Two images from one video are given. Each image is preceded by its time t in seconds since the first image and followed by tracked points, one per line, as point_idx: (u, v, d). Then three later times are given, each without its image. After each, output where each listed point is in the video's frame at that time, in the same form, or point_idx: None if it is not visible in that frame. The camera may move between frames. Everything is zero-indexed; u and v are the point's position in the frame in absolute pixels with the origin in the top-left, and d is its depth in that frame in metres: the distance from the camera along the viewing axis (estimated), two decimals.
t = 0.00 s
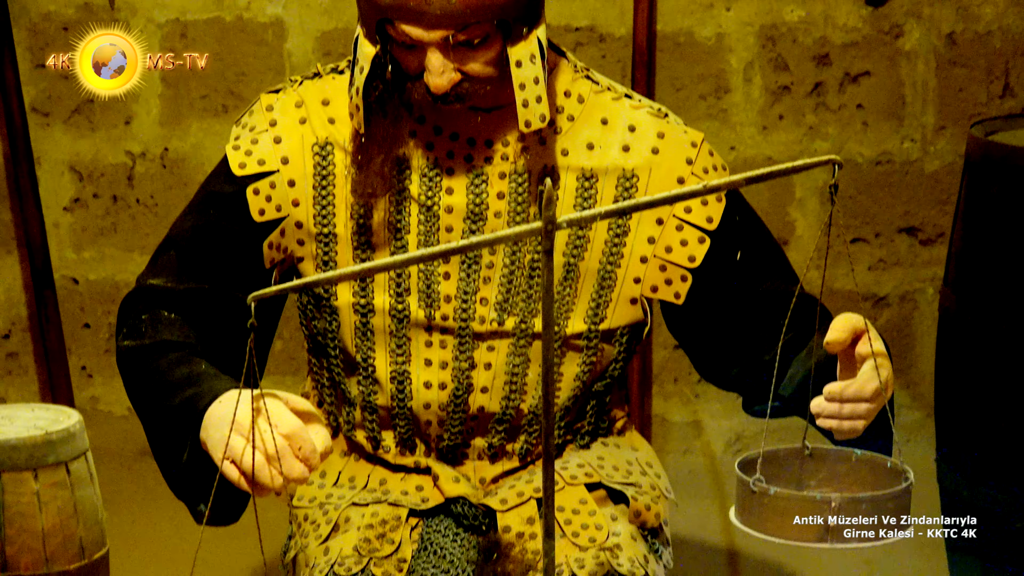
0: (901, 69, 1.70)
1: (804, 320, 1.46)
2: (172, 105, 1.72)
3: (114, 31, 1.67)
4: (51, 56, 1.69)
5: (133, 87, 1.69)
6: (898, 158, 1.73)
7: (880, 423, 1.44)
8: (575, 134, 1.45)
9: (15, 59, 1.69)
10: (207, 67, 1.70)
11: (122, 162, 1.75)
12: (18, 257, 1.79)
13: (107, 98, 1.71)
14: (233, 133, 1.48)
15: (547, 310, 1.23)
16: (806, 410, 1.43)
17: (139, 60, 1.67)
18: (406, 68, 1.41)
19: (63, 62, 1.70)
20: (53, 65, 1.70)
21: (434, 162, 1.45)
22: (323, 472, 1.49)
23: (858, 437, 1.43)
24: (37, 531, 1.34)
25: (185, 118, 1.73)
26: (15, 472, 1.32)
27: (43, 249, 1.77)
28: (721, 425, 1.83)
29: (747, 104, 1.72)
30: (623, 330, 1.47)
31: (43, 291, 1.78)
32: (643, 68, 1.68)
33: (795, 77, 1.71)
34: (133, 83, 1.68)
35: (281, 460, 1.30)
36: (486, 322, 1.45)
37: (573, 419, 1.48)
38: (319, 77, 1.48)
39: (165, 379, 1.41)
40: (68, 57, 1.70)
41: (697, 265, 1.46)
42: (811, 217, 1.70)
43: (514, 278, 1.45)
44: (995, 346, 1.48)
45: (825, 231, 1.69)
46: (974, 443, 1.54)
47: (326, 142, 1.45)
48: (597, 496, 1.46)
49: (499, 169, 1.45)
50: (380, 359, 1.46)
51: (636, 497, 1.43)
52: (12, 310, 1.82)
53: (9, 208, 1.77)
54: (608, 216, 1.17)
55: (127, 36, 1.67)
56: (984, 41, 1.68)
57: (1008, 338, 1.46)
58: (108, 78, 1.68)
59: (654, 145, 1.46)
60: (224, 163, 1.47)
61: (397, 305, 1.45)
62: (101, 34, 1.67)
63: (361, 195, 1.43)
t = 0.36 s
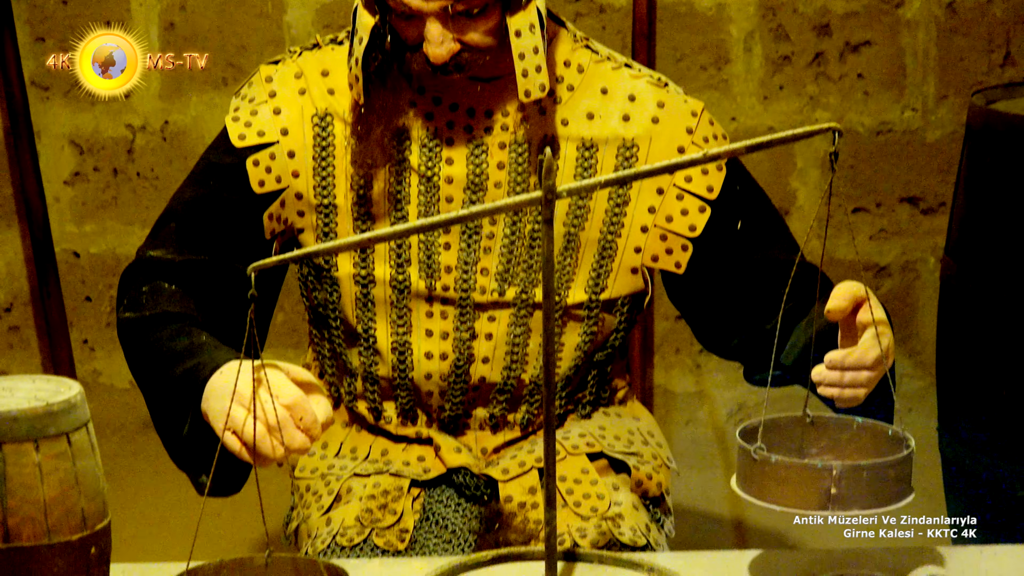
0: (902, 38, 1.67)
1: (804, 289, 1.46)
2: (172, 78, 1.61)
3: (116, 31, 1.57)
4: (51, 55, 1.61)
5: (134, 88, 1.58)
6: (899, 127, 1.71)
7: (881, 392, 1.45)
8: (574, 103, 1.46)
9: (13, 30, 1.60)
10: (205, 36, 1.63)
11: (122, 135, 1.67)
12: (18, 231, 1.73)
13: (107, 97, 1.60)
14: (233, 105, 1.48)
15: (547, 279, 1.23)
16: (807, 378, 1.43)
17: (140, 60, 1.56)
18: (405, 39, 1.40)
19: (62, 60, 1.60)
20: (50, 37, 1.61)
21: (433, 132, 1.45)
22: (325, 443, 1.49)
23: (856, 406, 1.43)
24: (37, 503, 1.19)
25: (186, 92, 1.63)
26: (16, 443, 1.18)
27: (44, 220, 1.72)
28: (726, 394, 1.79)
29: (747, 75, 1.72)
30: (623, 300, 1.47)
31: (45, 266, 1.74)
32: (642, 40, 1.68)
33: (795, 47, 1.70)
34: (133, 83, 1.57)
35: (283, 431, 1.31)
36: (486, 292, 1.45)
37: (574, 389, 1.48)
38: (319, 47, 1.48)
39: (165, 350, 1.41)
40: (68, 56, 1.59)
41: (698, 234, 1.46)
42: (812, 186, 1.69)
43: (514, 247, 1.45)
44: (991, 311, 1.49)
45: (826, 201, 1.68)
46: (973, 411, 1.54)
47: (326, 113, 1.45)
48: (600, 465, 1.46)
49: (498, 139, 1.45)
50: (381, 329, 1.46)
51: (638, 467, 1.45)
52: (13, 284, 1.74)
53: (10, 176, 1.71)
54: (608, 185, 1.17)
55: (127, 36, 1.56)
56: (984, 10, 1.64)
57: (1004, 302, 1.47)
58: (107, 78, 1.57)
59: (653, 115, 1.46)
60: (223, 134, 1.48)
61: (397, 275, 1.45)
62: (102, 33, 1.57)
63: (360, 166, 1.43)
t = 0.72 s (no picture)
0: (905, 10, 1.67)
1: (807, 259, 1.46)
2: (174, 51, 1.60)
3: (116, 31, 1.58)
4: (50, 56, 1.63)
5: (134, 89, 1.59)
6: (902, 98, 1.71)
7: (883, 362, 1.45)
8: (575, 74, 1.46)
9: (15, 7, 1.62)
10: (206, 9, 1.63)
11: (124, 108, 1.66)
12: (18, 204, 1.74)
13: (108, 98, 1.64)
14: (234, 76, 1.48)
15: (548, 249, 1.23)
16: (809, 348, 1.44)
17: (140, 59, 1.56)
18: (406, 9, 1.40)
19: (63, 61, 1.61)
20: (52, 11, 1.62)
21: (435, 104, 1.45)
22: (327, 413, 1.50)
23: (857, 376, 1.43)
24: (40, 474, 1.17)
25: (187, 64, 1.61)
26: (18, 414, 1.15)
27: (46, 196, 1.72)
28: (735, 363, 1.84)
29: (749, 45, 1.71)
30: (626, 271, 1.46)
31: (46, 237, 1.74)
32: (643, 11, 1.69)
33: (797, 18, 1.70)
34: (133, 83, 1.57)
35: (286, 401, 1.31)
36: (488, 263, 1.45)
37: (577, 360, 1.48)
38: (320, 19, 1.48)
39: (167, 321, 1.41)
40: (69, 57, 1.60)
41: (700, 205, 1.46)
42: (814, 158, 1.70)
43: (516, 218, 1.45)
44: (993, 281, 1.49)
45: (829, 171, 1.69)
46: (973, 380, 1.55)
47: (327, 85, 1.45)
48: (602, 436, 1.47)
49: (500, 110, 1.45)
50: (384, 300, 1.46)
51: (642, 438, 1.45)
52: (17, 257, 1.76)
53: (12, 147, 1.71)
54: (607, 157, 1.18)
55: (128, 36, 1.57)
56: None
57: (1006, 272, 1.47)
58: (106, 78, 1.58)
59: (654, 86, 1.46)
60: (224, 106, 1.48)
61: (399, 246, 1.45)
62: (102, 33, 1.58)
63: (362, 137, 1.43)
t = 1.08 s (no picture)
0: None
1: (810, 225, 1.46)
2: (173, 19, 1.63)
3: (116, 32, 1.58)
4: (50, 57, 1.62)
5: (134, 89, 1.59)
6: (904, 66, 1.72)
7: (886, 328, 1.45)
8: (578, 41, 1.45)
9: None
10: None
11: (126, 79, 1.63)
12: (22, 173, 1.74)
13: (108, 97, 1.65)
14: (237, 44, 1.48)
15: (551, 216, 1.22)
16: (812, 314, 1.44)
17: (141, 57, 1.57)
18: None
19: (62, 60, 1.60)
20: None
21: (437, 71, 1.44)
22: (332, 380, 1.50)
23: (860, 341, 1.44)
24: (44, 441, 1.12)
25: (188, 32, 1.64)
26: (22, 380, 1.10)
27: (48, 165, 1.73)
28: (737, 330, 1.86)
29: (751, 13, 1.72)
30: (628, 237, 1.46)
31: (47, 206, 1.76)
32: None
33: None
34: (133, 82, 1.58)
35: (290, 368, 1.30)
36: (491, 231, 1.45)
37: (580, 327, 1.49)
38: None
39: (171, 289, 1.41)
40: (69, 56, 1.58)
41: (703, 171, 1.46)
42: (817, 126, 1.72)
43: (519, 185, 1.45)
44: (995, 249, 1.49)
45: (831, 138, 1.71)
46: (975, 346, 1.56)
47: (329, 52, 1.45)
48: (606, 403, 1.47)
49: (502, 77, 1.44)
50: (387, 268, 1.46)
51: (645, 405, 1.45)
52: (19, 227, 1.77)
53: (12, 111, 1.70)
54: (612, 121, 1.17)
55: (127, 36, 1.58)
56: None
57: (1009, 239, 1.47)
58: (107, 78, 1.57)
59: (656, 53, 1.46)
60: (226, 74, 1.48)
61: (402, 213, 1.45)
62: (102, 33, 1.57)
63: (364, 104, 1.43)
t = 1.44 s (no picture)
0: None
1: (810, 194, 1.46)
2: None
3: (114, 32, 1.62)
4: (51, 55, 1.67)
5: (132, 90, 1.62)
6: (905, 35, 1.76)
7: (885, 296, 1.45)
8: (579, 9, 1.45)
9: None
10: None
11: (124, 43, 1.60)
12: (23, 143, 1.74)
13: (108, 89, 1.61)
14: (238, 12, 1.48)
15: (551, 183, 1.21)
16: (813, 281, 1.44)
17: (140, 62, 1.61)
18: None
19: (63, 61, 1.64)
20: None
21: (437, 39, 1.44)
22: (332, 349, 1.50)
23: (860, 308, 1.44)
24: (46, 409, 1.11)
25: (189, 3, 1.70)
26: (23, 348, 1.09)
27: (49, 133, 1.72)
28: (736, 301, 1.92)
29: None
30: (629, 206, 1.46)
31: (49, 175, 1.75)
32: None
33: None
34: (133, 83, 1.61)
35: (290, 335, 1.30)
36: (492, 199, 1.45)
37: (580, 295, 1.49)
38: None
39: (171, 256, 1.41)
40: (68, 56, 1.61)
41: (703, 139, 1.46)
42: (817, 96, 1.75)
43: (520, 153, 1.45)
44: (995, 216, 1.49)
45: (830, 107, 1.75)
46: (974, 315, 1.57)
47: (329, 20, 1.44)
48: (606, 370, 1.48)
49: (502, 45, 1.44)
50: (387, 237, 1.46)
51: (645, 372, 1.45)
52: (19, 196, 1.78)
53: (12, 77, 1.70)
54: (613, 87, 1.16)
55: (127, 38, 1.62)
56: None
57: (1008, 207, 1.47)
58: (106, 78, 1.61)
59: (657, 21, 1.46)
60: (226, 42, 1.48)
61: (402, 181, 1.44)
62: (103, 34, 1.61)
63: (365, 72, 1.43)
